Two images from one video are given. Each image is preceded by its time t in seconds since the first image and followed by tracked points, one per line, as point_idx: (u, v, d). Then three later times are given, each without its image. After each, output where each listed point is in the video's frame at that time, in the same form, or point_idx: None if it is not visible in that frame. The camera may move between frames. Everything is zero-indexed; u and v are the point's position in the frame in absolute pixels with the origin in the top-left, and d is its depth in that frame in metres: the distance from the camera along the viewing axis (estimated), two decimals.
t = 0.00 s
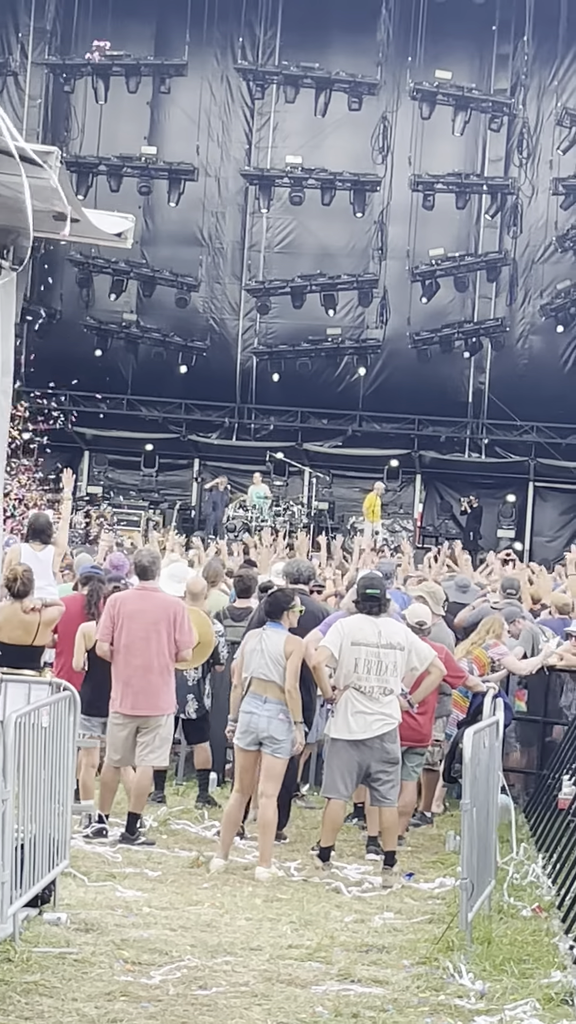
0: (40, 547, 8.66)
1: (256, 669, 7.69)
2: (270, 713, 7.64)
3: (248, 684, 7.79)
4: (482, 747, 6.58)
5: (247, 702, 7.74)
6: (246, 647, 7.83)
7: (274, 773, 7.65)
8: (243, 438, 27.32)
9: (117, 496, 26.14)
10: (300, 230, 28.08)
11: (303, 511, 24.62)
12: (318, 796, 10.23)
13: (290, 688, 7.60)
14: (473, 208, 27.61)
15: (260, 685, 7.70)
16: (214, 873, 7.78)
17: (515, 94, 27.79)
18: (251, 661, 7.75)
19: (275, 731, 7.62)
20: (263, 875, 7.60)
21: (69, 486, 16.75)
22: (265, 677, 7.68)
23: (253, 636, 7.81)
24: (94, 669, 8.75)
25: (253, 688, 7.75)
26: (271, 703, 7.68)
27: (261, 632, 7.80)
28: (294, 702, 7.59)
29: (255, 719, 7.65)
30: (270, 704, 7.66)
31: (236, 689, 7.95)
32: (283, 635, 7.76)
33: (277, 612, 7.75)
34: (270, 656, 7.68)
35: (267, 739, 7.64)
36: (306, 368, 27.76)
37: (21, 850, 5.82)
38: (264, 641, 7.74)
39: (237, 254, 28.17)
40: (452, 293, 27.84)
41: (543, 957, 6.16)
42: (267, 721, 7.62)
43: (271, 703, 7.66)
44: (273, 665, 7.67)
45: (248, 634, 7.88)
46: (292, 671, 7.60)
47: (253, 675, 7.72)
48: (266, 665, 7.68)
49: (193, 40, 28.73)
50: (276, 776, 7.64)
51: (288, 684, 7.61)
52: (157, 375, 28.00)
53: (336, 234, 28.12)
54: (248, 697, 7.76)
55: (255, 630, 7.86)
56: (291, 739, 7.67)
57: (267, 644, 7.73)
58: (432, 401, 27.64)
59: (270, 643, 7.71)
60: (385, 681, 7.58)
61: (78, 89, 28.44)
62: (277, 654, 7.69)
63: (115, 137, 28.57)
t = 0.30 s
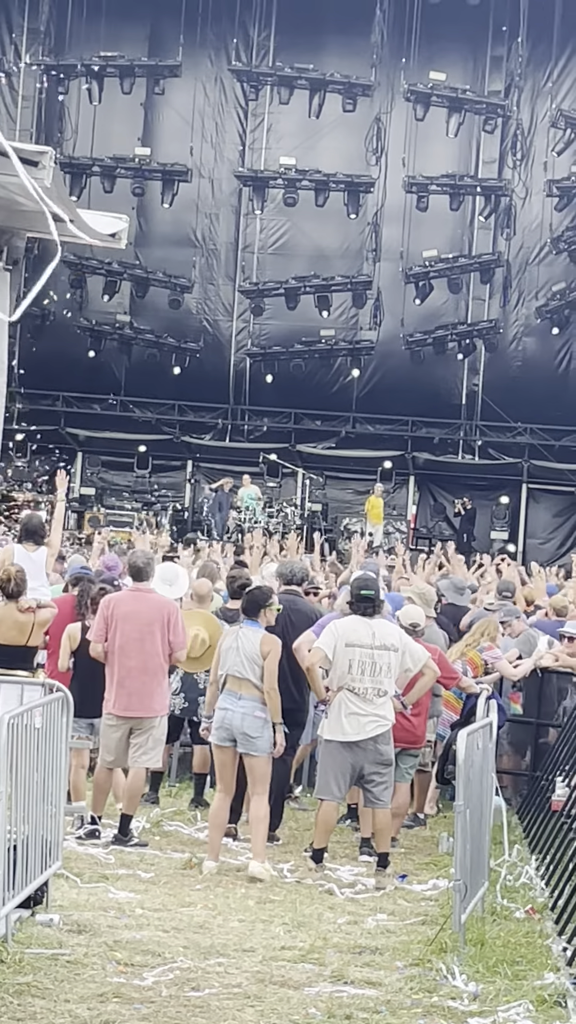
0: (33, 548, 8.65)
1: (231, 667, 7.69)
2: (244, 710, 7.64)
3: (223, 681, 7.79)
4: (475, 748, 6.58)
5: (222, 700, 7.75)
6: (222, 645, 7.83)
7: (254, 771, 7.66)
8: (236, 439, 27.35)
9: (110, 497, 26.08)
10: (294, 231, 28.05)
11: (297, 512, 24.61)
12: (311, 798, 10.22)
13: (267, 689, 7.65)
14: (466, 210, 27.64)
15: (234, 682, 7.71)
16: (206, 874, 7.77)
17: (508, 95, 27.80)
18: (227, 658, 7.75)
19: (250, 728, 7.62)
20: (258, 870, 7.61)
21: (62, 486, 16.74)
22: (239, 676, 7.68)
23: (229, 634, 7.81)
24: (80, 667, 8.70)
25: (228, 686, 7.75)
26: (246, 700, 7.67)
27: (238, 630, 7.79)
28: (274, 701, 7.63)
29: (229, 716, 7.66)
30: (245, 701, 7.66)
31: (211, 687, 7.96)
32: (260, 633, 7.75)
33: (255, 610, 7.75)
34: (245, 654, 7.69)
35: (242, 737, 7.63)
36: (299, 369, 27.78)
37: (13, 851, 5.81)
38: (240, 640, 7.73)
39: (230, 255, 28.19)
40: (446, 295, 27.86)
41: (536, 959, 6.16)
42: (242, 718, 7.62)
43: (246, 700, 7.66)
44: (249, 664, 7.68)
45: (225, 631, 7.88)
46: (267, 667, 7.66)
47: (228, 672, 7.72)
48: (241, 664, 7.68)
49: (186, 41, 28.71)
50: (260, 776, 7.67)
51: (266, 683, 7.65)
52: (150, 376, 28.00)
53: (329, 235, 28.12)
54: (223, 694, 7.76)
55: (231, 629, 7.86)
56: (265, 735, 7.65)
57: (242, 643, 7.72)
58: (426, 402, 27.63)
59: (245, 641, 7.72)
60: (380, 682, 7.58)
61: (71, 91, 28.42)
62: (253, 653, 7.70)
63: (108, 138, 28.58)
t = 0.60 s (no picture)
0: (29, 545, 8.65)
1: (218, 663, 7.70)
2: (233, 706, 7.66)
3: (210, 678, 7.80)
4: (470, 745, 6.59)
5: (208, 695, 7.76)
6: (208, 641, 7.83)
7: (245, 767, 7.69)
8: (231, 436, 27.41)
9: (105, 494, 26.06)
10: (287, 228, 28.07)
11: (291, 509, 24.60)
12: (307, 795, 10.23)
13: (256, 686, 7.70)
14: (461, 207, 27.67)
15: (220, 678, 7.72)
16: (201, 872, 7.78)
17: (503, 92, 27.79)
18: (213, 655, 7.74)
19: (238, 725, 7.63)
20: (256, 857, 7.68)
21: (58, 485, 16.75)
22: (227, 672, 7.69)
23: (215, 630, 7.82)
24: (72, 663, 8.69)
25: (214, 682, 7.76)
26: (233, 696, 7.69)
27: (224, 626, 7.79)
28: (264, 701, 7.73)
29: (217, 713, 7.67)
30: (233, 698, 7.68)
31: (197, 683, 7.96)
32: (246, 629, 7.77)
33: (240, 607, 7.76)
34: (230, 650, 7.69)
35: (230, 734, 7.64)
36: (295, 366, 27.74)
37: (9, 848, 5.82)
38: (227, 637, 7.73)
39: (225, 251, 28.19)
40: (440, 291, 27.86)
41: (532, 956, 6.17)
42: (229, 715, 7.64)
43: (233, 696, 7.68)
44: (236, 660, 7.69)
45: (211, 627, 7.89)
46: (255, 661, 7.72)
47: (215, 669, 7.73)
48: (229, 659, 7.69)
49: (181, 38, 28.68)
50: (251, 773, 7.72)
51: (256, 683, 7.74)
52: (145, 373, 27.98)
53: (323, 233, 28.08)
54: (209, 690, 7.77)
55: (217, 625, 7.86)
56: (253, 730, 7.67)
57: (229, 639, 7.73)
58: (421, 399, 27.66)
59: (232, 637, 7.72)
60: (375, 679, 7.59)
61: (66, 88, 28.40)
62: (241, 648, 7.71)
63: (104, 135, 28.54)
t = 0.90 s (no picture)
0: (22, 540, 8.64)
1: (225, 658, 7.69)
2: (238, 701, 7.68)
3: (211, 673, 7.78)
4: (464, 739, 6.58)
5: (210, 690, 7.75)
6: (210, 636, 7.81)
7: (244, 761, 7.70)
8: (225, 430, 27.42)
9: (99, 488, 26.06)
10: (282, 222, 27.96)
11: (285, 503, 24.58)
12: (301, 789, 10.22)
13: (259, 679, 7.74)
14: (454, 200, 27.61)
15: (224, 673, 7.71)
16: (195, 866, 7.76)
17: (496, 85, 27.76)
18: (218, 650, 7.73)
19: (244, 720, 7.66)
20: (253, 861, 7.76)
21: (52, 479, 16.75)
22: (232, 667, 7.69)
23: (217, 625, 7.80)
24: (67, 657, 8.71)
25: (217, 677, 7.74)
26: (237, 691, 7.70)
27: (226, 620, 7.79)
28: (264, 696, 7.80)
29: (222, 708, 7.67)
30: (238, 692, 7.69)
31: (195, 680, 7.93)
32: (249, 623, 7.79)
33: (240, 601, 7.78)
34: (237, 645, 7.70)
35: (235, 730, 7.66)
36: (288, 360, 27.73)
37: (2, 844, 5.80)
38: (231, 631, 7.74)
39: (219, 246, 28.15)
40: (434, 285, 27.81)
41: (526, 949, 6.17)
42: (234, 710, 7.66)
43: (239, 691, 7.69)
44: (241, 655, 7.70)
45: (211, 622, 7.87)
46: (258, 656, 7.76)
47: (219, 665, 7.72)
48: (236, 654, 7.69)
49: (174, 32, 28.60)
50: (249, 768, 7.73)
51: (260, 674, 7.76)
52: (139, 367, 27.94)
53: (316, 227, 27.99)
54: (210, 685, 7.76)
55: (218, 620, 7.85)
56: (256, 725, 7.71)
57: (233, 634, 7.73)
58: (415, 392, 27.66)
59: (238, 632, 7.72)
60: (367, 673, 7.57)
61: (59, 82, 28.34)
62: (246, 644, 7.73)
63: (96, 129, 28.46)
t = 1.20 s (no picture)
0: (16, 530, 8.62)
1: (240, 652, 7.65)
2: (253, 694, 7.68)
3: (219, 665, 7.74)
4: (458, 728, 6.57)
5: (221, 684, 7.70)
6: (221, 629, 7.74)
7: (253, 752, 7.73)
8: (218, 421, 27.39)
9: (92, 480, 26.02)
10: (274, 212, 27.95)
11: (279, 493, 24.53)
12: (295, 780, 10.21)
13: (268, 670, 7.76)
14: (446, 190, 27.54)
15: (235, 666, 7.69)
16: (190, 858, 7.76)
17: (488, 75, 27.72)
18: (231, 644, 7.67)
19: (259, 711, 7.68)
20: (249, 853, 7.74)
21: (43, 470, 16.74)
22: (245, 661, 7.68)
23: (227, 618, 7.75)
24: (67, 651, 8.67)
25: (229, 670, 7.70)
26: (250, 684, 7.69)
27: (239, 613, 7.75)
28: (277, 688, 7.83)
29: (237, 701, 7.64)
30: (251, 685, 7.68)
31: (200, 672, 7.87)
32: (260, 615, 7.79)
33: (253, 594, 7.78)
34: (252, 639, 7.67)
35: (252, 721, 7.68)
36: (281, 351, 27.70)
37: None
38: (244, 624, 7.70)
39: (211, 237, 28.09)
40: (427, 275, 27.76)
41: (520, 938, 6.17)
42: (249, 703, 7.65)
43: (253, 684, 7.69)
44: (254, 647, 7.67)
45: (219, 614, 7.80)
46: (269, 649, 7.76)
47: (230, 657, 7.68)
48: (250, 647, 7.67)
49: (165, 23, 28.53)
50: (256, 758, 7.74)
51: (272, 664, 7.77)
52: (132, 359, 27.89)
53: (309, 218, 27.98)
54: (220, 678, 7.72)
55: (226, 613, 7.79)
56: (270, 715, 7.75)
57: (246, 627, 7.70)
58: (407, 382, 27.64)
59: (251, 626, 7.70)
60: (361, 663, 7.57)
61: (50, 74, 28.24)
62: (259, 636, 7.71)
63: (87, 121, 28.37)
